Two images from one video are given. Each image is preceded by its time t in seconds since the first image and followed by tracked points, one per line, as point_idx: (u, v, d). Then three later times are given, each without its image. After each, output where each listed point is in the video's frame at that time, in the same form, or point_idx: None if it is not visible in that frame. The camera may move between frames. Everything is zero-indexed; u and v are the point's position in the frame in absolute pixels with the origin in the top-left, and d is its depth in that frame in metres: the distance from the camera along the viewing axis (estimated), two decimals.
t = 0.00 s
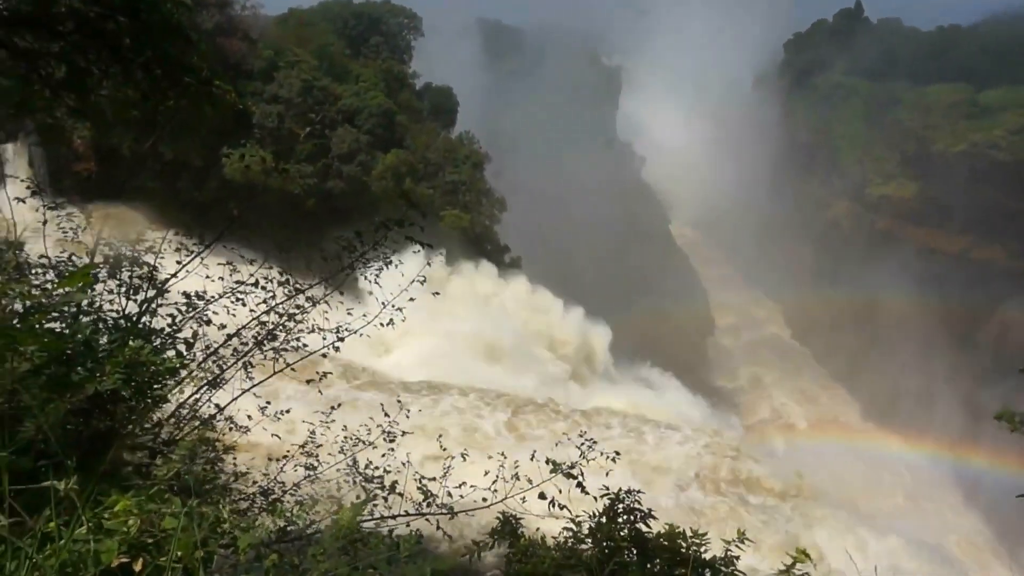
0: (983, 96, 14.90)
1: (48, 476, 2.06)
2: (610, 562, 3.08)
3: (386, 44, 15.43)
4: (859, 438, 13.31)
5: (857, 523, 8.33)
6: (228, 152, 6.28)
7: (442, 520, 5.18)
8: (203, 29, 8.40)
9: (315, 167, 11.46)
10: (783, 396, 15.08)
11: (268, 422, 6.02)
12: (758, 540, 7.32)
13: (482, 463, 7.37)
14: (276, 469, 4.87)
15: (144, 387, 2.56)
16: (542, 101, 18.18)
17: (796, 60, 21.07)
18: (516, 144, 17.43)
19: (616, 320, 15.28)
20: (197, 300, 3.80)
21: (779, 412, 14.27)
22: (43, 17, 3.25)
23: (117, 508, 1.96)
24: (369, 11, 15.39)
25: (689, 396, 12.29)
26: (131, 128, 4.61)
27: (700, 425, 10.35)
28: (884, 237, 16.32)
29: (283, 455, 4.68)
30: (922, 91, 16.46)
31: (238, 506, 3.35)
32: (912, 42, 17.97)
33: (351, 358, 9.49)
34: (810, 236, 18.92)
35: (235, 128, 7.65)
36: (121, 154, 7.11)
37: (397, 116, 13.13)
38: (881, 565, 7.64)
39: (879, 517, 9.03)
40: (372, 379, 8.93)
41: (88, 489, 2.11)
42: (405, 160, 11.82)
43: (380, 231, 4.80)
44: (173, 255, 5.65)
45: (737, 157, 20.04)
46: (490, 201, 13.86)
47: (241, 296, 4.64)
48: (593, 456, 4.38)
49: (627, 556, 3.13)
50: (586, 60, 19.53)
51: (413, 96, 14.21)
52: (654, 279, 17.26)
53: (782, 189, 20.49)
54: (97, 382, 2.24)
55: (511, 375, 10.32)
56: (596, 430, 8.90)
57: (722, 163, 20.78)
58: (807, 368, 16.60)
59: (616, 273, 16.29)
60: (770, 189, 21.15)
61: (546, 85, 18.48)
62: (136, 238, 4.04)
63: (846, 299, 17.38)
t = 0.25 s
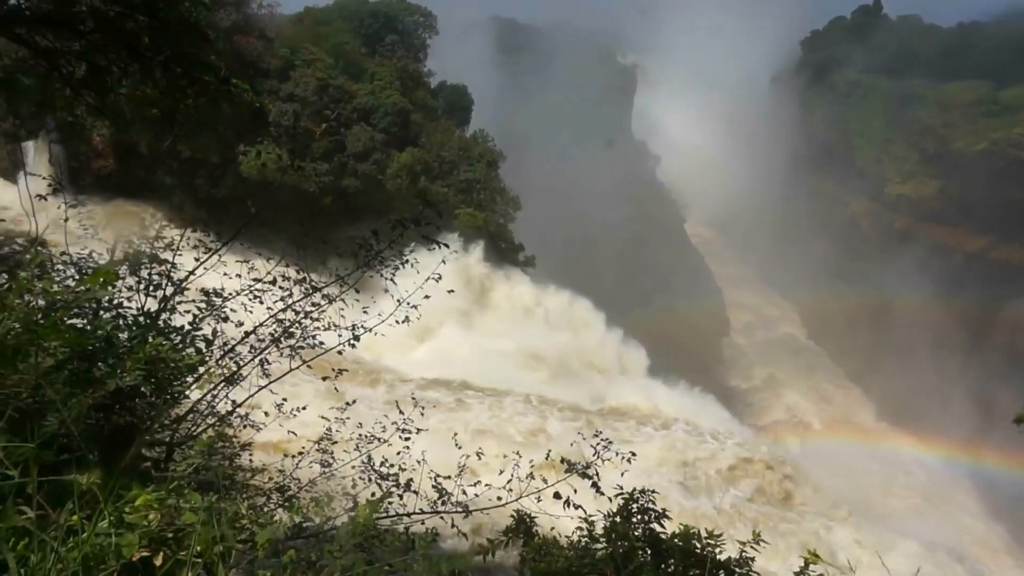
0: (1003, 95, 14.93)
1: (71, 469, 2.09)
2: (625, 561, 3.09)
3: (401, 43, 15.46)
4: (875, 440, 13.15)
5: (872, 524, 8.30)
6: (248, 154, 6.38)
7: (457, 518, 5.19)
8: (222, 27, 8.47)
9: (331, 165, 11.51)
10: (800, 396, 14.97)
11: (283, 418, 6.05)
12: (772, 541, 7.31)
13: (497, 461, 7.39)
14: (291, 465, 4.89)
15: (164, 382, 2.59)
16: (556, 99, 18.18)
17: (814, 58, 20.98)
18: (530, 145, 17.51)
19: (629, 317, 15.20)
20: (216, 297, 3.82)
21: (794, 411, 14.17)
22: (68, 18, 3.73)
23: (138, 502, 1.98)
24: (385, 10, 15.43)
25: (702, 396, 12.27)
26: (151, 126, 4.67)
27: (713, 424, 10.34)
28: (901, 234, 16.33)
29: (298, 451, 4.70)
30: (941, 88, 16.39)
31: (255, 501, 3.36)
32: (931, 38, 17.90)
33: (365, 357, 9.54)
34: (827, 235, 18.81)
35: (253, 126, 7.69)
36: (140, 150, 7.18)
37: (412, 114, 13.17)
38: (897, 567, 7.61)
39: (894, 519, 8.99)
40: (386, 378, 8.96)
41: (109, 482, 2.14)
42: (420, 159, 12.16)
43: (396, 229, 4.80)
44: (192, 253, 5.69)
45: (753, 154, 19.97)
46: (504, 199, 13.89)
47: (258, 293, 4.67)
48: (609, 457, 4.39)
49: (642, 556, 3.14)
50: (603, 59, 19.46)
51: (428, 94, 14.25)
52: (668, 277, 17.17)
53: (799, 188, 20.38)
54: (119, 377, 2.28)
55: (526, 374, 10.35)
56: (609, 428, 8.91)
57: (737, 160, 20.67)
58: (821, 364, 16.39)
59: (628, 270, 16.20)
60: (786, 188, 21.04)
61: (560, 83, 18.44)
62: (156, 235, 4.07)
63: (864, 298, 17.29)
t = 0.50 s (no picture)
0: None
1: (93, 464, 2.12)
2: (639, 563, 3.07)
3: (417, 42, 15.48)
4: (892, 444, 13.00)
5: (888, 528, 8.26)
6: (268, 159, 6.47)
7: (472, 517, 5.19)
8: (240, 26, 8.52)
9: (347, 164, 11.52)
10: (816, 398, 14.86)
11: (298, 416, 6.07)
12: (787, 545, 7.29)
13: (513, 461, 7.40)
14: (307, 462, 4.91)
15: (183, 378, 2.61)
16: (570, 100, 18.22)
17: (833, 56, 20.89)
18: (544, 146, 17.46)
19: (643, 316, 15.09)
20: (234, 295, 3.84)
21: (810, 414, 14.07)
22: (90, 17, 3.77)
23: (157, 497, 2.01)
24: (402, 10, 15.47)
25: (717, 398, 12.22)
26: (170, 125, 4.71)
27: (728, 425, 10.30)
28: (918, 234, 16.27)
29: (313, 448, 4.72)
30: (968, 91, 16.49)
31: (271, 498, 3.38)
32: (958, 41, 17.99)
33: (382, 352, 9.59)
34: (843, 236, 18.69)
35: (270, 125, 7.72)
36: (158, 148, 7.22)
37: (428, 114, 13.20)
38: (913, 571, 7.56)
39: (912, 525, 8.91)
40: (401, 377, 8.98)
41: (131, 478, 2.17)
42: (435, 159, 12.02)
43: (414, 229, 4.81)
44: (210, 251, 5.73)
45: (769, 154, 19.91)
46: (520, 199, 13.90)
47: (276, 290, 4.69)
48: (624, 458, 4.40)
49: (655, 558, 3.13)
50: (618, 60, 19.44)
51: (444, 93, 14.27)
52: (682, 277, 17.04)
53: (814, 189, 20.26)
54: (139, 373, 2.30)
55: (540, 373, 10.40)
56: (624, 429, 8.91)
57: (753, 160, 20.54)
58: (836, 365, 16.23)
59: (643, 271, 16.14)
60: (802, 189, 20.92)
61: (574, 85, 18.54)
62: (176, 233, 4.11)
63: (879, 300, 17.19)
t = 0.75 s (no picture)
0: None
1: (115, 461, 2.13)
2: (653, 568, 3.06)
3: (434, 44, 15.53)
4: (910, 450, 12.88)
5: (905, 533, 8.22)
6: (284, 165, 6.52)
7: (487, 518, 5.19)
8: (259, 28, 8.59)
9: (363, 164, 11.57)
10: (833, 403, 14.76)
11: (312, 415, 6.09)
12: (804, 550, 7.26)
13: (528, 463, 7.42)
14: (323, 461, 4.93)
15: (202, 377, 2.63)
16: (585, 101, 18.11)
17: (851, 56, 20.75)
18: (560, 148, 17.24)
19: (656, 319, 15.04)
20: (252, 294, 3.86)
21: (825, 421, 14.03)
22: (112, 18, 3.86)
23: (178, 493, 2.02)
24: (418, 11, 15.52)
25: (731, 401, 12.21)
26: (190, 126, 4.76)
27: (742, 429, 10.28)
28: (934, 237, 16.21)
29: (329, 448, 4.73)
30: (985, 91, 16.28)
31: (288, 497, 3.40)
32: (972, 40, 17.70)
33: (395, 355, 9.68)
34: (859, 239, 18.59)
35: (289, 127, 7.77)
36: (177, 148, 7.29)
37: (444, 115, 13.25)
38: None
39: (929, 531, 8.85)
40: (415, 378, 9.02)
41: (151, 475, 2.18)
42: (450, 160, 12.15)
43: (431, 230, 4.82)
44: (229, 250, 5.76)
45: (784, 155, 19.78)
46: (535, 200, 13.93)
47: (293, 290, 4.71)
48: (639, 460, 4.40)
49: (671, 562, 3.13)
50: (634, 61, 19.32)
51: (460, 95, 14.31)
52: (697, 280, 16.95)
53: (830, 191, 20.16)
54: (160, 371, 2.32)
55: (554, 378, 10.48)
56: (639, 432, 8.91)
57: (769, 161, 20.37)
58: (849, 370, 16.20)
59: (658, 273, 16.10)
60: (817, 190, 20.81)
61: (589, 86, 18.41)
62: (195, 232, 4.14)
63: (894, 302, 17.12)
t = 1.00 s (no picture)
0: None
1: (138, 459, 2.16)
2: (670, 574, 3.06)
3: (453, 47, 15.59)
4: (931, 460, 12.77)
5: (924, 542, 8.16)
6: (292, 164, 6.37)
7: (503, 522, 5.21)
8: (280, 32, 8.67)
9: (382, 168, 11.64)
10: (851, 412, 14.65)
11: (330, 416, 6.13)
12: (821, 558, 7.23)
13: (544, 466, 7.44)
14: (341, 463, 4.96)
15: (226, 376, 2.67)
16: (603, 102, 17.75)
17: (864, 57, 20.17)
18: (578, 150, 16.89)
19: (672, 326, 14.98)
20: (273, 296, 3.90)
21: (846, 429, 13.93)
22: (137, 23, 4.00)
23: (201, 492, 2.03)
24: (438, 15, 15.60)
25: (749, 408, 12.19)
26: (213, 129, 4.84)
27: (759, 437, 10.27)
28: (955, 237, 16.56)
29: (346, 449, 4.76)
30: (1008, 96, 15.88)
31: (306, 497, 3.43)
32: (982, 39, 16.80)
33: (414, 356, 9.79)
34: (878, 244, 18.47)
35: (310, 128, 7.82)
36: (200, 150, 7.38)
37: (463, 118, 13.32)
38: None
39: (950, 540, 8.77)
40: (433, 381, 9.09)
41: (173, 474, 2.21)
42: (468, 164, 12.38)
43: (450, 234, 4.85)
44: (250, 252, 5.82)
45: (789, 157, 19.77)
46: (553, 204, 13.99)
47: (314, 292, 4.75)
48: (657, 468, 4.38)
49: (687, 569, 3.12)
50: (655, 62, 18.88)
51: (478, 98, 14.36)
52: (714, 286, 16.87)
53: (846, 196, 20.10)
54: (184, 371, 2.34)
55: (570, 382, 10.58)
56: (656, 437, 8.91)
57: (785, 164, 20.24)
58: (868, 376, 16.18)
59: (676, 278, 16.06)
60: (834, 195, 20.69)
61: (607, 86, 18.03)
62: (218, 234, 4.19)
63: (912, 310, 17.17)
